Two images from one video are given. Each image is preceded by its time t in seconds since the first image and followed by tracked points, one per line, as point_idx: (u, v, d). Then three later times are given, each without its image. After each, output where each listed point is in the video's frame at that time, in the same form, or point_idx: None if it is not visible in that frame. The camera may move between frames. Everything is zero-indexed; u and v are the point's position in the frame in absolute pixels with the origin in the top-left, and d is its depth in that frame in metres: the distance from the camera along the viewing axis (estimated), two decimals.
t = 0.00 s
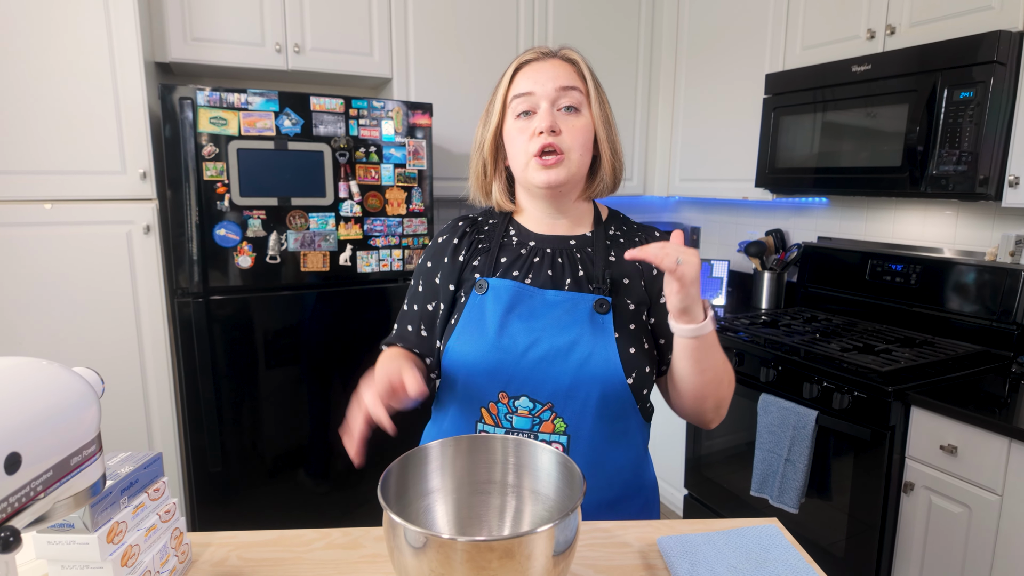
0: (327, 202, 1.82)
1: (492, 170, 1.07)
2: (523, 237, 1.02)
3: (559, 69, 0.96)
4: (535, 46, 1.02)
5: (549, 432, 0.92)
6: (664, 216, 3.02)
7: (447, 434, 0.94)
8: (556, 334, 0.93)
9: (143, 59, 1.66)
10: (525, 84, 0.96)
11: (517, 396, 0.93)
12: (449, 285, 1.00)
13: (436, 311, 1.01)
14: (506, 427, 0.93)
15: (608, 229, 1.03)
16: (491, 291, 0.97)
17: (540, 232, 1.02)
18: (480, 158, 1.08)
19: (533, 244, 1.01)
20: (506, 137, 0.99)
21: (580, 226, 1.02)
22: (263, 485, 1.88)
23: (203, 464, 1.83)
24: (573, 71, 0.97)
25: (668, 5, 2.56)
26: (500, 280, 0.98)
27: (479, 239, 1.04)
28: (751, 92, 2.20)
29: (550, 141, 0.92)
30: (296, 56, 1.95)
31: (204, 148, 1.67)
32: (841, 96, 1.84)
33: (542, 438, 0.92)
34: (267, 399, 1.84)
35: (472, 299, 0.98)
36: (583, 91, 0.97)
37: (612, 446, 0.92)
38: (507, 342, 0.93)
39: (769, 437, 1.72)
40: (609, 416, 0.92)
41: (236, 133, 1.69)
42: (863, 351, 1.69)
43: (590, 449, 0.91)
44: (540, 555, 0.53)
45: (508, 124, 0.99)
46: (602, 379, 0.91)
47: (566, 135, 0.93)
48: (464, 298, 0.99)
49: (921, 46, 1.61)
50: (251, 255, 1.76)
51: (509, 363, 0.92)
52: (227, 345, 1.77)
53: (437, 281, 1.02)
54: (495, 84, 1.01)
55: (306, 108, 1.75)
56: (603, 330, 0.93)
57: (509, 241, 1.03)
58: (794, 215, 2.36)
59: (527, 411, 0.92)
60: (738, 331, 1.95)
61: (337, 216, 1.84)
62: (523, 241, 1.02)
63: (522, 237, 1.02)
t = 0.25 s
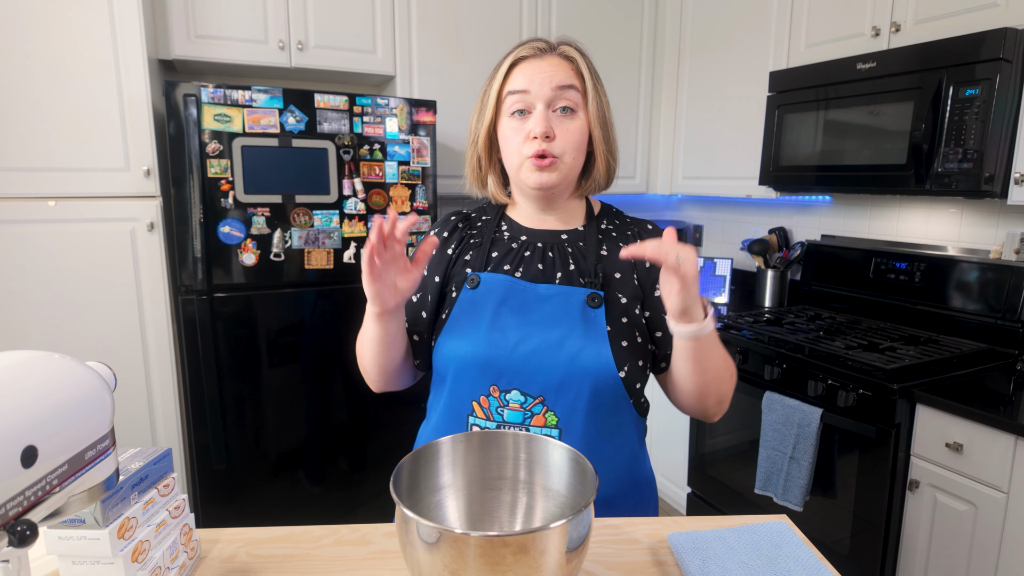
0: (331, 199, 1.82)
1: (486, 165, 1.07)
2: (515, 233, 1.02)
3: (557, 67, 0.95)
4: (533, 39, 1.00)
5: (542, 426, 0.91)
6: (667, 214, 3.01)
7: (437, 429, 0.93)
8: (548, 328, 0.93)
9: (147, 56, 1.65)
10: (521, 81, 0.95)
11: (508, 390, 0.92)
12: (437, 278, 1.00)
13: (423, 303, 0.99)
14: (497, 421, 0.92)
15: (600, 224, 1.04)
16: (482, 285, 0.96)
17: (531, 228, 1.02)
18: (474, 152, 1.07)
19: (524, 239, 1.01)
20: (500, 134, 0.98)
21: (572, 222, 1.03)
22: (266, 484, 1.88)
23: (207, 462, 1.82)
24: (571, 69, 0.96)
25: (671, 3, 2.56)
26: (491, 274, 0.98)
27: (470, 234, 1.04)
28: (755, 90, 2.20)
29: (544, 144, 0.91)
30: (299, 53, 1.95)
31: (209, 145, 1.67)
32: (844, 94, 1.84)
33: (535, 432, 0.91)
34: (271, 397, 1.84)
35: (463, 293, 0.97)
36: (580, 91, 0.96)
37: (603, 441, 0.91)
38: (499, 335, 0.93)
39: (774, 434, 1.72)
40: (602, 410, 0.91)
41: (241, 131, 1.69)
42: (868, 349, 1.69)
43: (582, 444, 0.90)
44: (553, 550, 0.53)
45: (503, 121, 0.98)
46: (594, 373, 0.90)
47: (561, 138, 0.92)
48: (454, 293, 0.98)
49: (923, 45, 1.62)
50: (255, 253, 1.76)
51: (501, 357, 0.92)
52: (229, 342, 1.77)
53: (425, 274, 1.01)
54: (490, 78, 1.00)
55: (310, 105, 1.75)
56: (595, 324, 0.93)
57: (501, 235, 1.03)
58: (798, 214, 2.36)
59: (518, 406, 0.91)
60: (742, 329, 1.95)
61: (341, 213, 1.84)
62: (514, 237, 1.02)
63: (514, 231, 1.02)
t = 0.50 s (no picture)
0: (334, 199, 1.82)
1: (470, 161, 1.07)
2: (497, 232, 1.03)
3: (543, 62, 0.96)
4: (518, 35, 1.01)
5: (529, 426, 0.91)
6: (668, 213, 3.01)
7: (420, 433, 0.92)
8: (534, 327, 0.93)
9: (149, 55, 1.65)
10: (507, 75, 0.95)
11: (494, 390, 0.92)
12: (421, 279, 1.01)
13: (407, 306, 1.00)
14: (484, 422, 0.92)
15: (583, 223, 1.06)
16: (466, 284, 0.96)
17: (515, 225, 1.03)
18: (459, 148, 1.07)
19: (507, 238, 1.02)
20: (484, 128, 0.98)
21: (554, 221, 1.04)
22: (269, 483, 1.88)
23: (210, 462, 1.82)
24: (556, 65, 0.97)
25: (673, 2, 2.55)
26: (474, 273, 0.98)
27: (452, 234, 1.04)
28: (759, 89, 2.20)
29: (530, 137, 0.92)
30: (301, 52, 1.94)
31: (212, 144, 1.66)
32: (847, 93, 1.83)
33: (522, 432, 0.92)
34: (274, 397, 1.84)
35: (447, 293, 0.97)
36: (565, 87, 0.97)
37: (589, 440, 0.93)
38: (483, 335, 0.93)
39: (777, 435, 1.72)
40: (590, 409, 0.92)
41: (244, 130, 1.68)
42: (872, 349, 1.69)
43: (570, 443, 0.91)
44: (564, 553, 0.52)
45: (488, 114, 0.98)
46: (581, 370, 0.92)
47: (546, 132, 0.93)
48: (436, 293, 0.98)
49: (924, 44, 1.62)
50: (258, 252, 1.76)
51: (486, 356, 0.92)
52: (231, 342, 1.77)
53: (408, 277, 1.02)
54: (475, 72, 1.00)
55: (313, 105, 1.75)
56: (580, 322, 0.94)
57: (483, 235, 1.03)
58: (801, 213, 2.36)
59: (505, 406, 0.92)
60: (745, 329, 1.94)
61: (344, 213, 1.84)
62: (496, 236, 1.03)
63: (496, 230, 1.03)
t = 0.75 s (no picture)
0: (339, 197, 1.81)
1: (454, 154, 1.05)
2: (488, 224, 1.03)
3: (518, 48, 1.01)
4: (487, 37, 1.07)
5: (528, 422, 0.92)
6: (671, 211, 3.01)
7: (418, 431, 0.92)
8: (530, 322, 0.93)
9: (153, 53, 1.64)
10: (488, 58, 0.99)
11: (492, 386, 0.92)
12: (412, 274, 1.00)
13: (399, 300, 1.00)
14: (483, 420, 0.91)
15: (573, 215, 1.06)
16: (460, 278, 0.96)
17: (506, 217, 1.03)
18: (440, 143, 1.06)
19: (498, 230, 1.02)
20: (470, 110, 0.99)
21: (543, 209, 1.05)
22: (273, 482, 1.88)
23: (214, 461, 1.82)
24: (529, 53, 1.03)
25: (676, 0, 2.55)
26: (468, 267, 0.97)
27: (441, 229, 1.04)
28: (762, 87, 2.20)
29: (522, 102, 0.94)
30: (305, 50, 1.94)
31: (216, 142, 1.66)
32: (850, 91, 1.83)
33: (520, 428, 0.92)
34: (278, 396, 1.83)
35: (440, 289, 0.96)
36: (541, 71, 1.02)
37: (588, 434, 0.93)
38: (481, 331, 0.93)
39: (781, 432, 1.72)
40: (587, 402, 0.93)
41: (248, 128, 1.68)
42: (877, 347, 1.68)
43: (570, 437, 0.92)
44: (579, 551, 0.52)
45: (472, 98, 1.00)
46: (581, 364, 0.92)
47: (534, 99, 0.96)
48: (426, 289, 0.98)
49: (926, 42, 1.62)
50: (262, 250, 1.75)
51: (484, 352, 0.92)
52: (235, 340, 1.77)
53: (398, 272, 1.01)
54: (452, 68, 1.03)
55: (318, 102, 1.74)
56: (577, 315, 0.94)
57: (473, 228, 1.03)
58: (804, 211, 2.36)
59: (504, 402, 0.92)
60: (749, 327, 1.94)
61: (348, 211, 1.83)
62: (487, 228, 1.02)
63: (485, 224, 1.03)
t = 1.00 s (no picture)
0: (344, 196, 1.81)
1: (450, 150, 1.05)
2: (486, 219, 1.00)
3: (525, 49, 0.99)
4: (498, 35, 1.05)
5: (527, 409, 0.92)
6: (674, 210, 3.01)
7: (416, 421, 0.92)
8: (529, 311, 0.95)
9: (159, 51, 1.64)
10: (493, 57, 0.97)
11: (491, 374, 0.92)
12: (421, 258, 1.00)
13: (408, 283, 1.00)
14: (482, 408, 0.92)
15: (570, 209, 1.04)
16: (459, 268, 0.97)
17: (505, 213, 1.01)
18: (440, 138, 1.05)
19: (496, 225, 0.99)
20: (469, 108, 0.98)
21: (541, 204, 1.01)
22: (277, 481, 1.88)
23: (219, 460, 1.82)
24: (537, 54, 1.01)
25: None
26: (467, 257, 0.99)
27: (444, 220, 1.02)
28: (766, 86, 2.20)
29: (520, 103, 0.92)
30: (309, 49, 1.94)
31: (222, 140, 1.66)
32: (853, 91, 1.84)
33: (520, 416, 0.92)
34: (283, 395, 1.84)
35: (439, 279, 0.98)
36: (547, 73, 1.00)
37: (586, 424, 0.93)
38: (480, 319, 0.95)
39: (787, 430, 1.72)
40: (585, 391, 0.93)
41: (254, 126, 1.68)
42: (882, 345, 1.69)
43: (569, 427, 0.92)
44: (597, 548, 0.52)
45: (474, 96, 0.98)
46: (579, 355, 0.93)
47: (534, 102, 0.93)
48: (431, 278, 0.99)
49: (928, 41, 1.63)
50: (268, 249, 1.76)
51: (483, 340, 0.94)
52: (241, 339, 1.77)
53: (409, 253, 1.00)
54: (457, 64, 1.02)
55: (323, 101, 1.74)
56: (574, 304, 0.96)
57: (472, 222, 1.01)
58: (807, 210, 2.36)
59: (503, 390, 0.92)
60: (753, 325, 1.94)
61: (354, 209, 1.83)
62: (486, 223, 1.00)
63: (485, 218, 1.00)
